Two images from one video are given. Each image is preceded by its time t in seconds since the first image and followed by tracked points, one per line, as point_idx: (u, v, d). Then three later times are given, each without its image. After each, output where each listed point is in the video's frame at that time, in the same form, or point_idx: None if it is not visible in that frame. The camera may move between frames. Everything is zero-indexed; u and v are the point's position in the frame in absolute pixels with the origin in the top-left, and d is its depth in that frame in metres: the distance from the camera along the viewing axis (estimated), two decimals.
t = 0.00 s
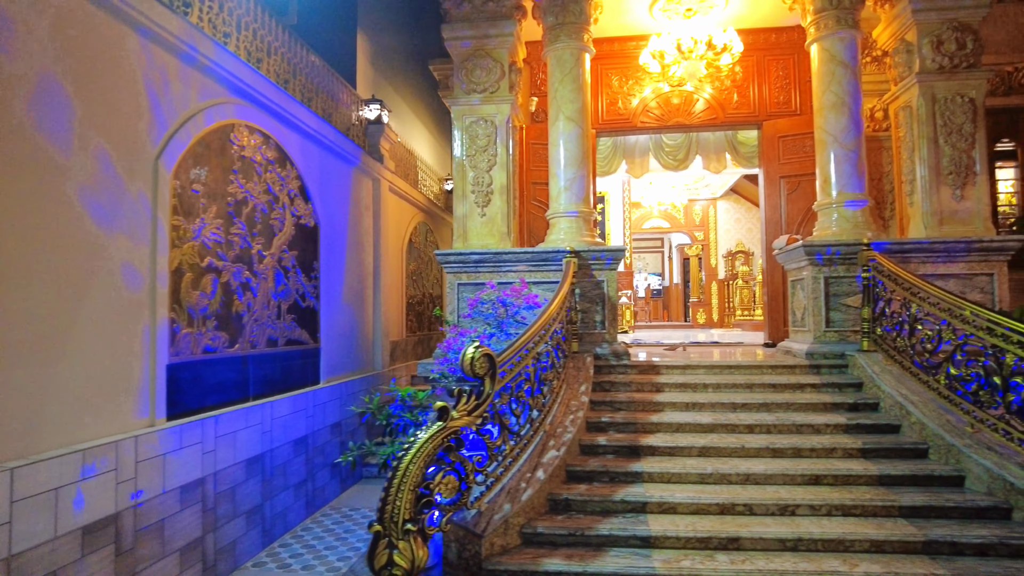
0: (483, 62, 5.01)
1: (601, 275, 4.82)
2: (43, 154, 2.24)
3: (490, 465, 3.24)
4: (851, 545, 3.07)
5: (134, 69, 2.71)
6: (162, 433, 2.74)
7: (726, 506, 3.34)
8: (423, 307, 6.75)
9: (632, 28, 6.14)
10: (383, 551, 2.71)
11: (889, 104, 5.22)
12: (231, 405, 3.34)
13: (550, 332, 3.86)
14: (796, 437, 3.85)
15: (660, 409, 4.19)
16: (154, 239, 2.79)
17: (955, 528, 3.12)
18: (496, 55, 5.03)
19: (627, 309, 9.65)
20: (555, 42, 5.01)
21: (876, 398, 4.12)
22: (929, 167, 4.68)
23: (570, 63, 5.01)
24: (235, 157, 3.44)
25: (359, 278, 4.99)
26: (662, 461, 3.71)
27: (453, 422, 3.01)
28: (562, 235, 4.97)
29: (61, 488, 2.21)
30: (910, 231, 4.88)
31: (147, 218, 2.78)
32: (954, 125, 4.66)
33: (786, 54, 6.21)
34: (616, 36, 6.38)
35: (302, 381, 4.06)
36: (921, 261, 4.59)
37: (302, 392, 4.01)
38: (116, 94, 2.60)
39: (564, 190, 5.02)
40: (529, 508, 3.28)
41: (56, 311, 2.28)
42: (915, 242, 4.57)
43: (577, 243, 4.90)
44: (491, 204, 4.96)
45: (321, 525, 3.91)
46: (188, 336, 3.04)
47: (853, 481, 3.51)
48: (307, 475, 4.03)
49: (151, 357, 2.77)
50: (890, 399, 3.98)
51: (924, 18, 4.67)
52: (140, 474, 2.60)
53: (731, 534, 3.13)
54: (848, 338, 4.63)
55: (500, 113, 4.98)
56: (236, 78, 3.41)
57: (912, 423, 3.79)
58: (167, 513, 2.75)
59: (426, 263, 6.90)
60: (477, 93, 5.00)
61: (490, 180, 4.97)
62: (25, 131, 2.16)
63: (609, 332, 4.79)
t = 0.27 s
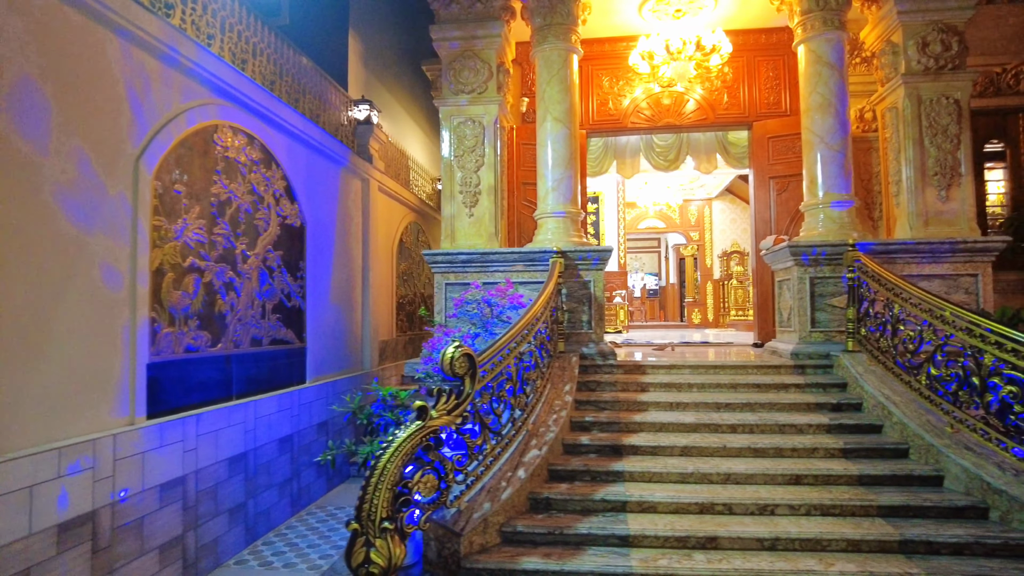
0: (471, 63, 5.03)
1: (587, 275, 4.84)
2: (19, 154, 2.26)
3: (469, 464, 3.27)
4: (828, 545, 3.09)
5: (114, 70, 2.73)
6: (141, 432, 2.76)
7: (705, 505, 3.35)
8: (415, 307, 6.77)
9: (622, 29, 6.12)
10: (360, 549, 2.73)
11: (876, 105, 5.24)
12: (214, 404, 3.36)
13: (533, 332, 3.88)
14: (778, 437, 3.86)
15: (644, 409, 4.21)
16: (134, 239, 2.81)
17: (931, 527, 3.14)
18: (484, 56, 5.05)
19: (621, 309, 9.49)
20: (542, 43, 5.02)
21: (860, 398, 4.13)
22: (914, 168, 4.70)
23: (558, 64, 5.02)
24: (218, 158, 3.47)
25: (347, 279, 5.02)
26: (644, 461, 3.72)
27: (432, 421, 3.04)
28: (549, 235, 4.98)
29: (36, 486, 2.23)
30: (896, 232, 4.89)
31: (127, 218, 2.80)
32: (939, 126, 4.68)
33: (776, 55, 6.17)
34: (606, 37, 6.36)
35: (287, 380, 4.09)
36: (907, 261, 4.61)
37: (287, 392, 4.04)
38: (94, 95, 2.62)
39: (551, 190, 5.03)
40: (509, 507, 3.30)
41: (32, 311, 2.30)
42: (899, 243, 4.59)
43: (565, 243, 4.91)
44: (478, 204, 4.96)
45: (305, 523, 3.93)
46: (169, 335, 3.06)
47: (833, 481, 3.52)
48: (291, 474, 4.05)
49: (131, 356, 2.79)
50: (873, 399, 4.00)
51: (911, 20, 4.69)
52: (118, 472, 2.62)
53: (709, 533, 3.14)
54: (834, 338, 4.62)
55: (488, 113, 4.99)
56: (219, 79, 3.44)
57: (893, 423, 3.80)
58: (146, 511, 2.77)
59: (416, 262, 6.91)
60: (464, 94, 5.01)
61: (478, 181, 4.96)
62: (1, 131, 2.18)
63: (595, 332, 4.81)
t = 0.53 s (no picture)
0: (458, 61, 5.03)
1: (573, 274, 4.83)
2: None
3: (448, 461, 3.28)
4: (805, 543, 3.10)
5: (91, 68, 2.74)
6: (117, 428, 2.77)
7: (684, 503, 3.36)
8: (404, 305, 6.77)
9: (612, 27, 6.11)
10: (336, 545, 2.74)
11: (864, 104, 5.24)
12: (195, 400, 3.38)
13: (516, 330, 3.89)
14: (759, 435, 3.86)
15: (627, 407, 4.21)
16: (111, 236, 2.82)
17: (907, 525, 3.16)
18: (471, 55, 5.04)
19: (615, 307, 9.23)
20: (529, 42, 5.02)
21: (842, 397, 4.13)
22: (899, 167, 4.71)
23: (545, 62, 5.01)
24: (200, 155, 3.48)
25: (333, 276, 5.03)
26: (625, 458, 3.74)
27: (410, 419, 3.05)
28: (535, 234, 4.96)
29: (8, 481, 2.24)
30: (882, 231, 4.89)
31: (104, 215, 2.82)
32: (925, 125, 4.68)
33: (764, 55, 6.17)
34: (596, 36, 6.34)
35: (270, 377, 4.11)
36: (892, 261, 4.61)
37: (270, 389, 4.06)
38: (70, 92, 2.63)
39: (537, 189, 5.00)
40: (488, 504, 3.31)
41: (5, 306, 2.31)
42: (885, 243, 4.57)
43: (552, 241, 4.89)
44: (465, 202, 4.95)
45: (288, 520, 3.95)
46: (149, 332, 3.07)
47: (813, 479, 3.53)
48: (275, 471, 4.06)
49: (108, 352, 2.81)
50: (855, 397, 4.00)
51: (896, 19, 4.70)
52: (93, 468, 2.63)
53: (686, 530, 3.15)
54: (818, 337, 4.61)
55: (475, 112, 4.99)
56: (200, 77, 3.45)
57: (875, 422, 3.81)
58: (123, 506, 2.78)
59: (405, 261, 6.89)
60: (451, 92, 5.01)
61: (464, 179, 4.96)
62: None
63: (581, 330, 4.81)
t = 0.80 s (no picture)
0: (443, 60, 5.02)
1: (556, 273, 4.83)
2: None
3: (423, 459, 3.30)
4: (777, 541, 3.11)
5: (64, 67, 2.75)
6: (90, 425, 2.79)
7: (659, 501, 3.37)
8: (392, 303, 6.77)
9: (599, 26, 6.07)
10: (308, 541, 2.79)
11: (847, 105, 5.26)
12: (172, 398, 3.40)
13: (495, 328, 3.90)
14: (738, 433, 3.86)
15: (607, 405, 4.22)
16: (85, 234, 2.84)
17: (879, 523, 3.17)
18: (456, 53, 5.04)
19: (607, 306, 9.15)
20: (514, 41, 5.01)
21: (822, 395, 4.13)
22: (882, 167, 4.71)
23: (529, 61, 5.00)
24: (178, 154, 3.50)
25: (318, 275, 5.06)
26: (603, 456, 3.75)
27: (383, 417, 3.07)
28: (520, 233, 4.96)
29: None
30: (865, 230, 4.89)
31: (79, 213, 2.83)
32: (907, 125, 4.69)
33: (750, 54, 6.17)
34: (584, 35, 6.30)
35: (251, 376, 4.15)
36: (873, 260, 4.62)
37: (250, 387, 4.08)
38: (42, 91, 2.64)
39: (522, 187, 5.00)
40: (463, 501, 3.33)
41: None
42: (867, 243, 4.57)
43: (536, 240, 4.91)
44: (449, 201, 4.94)
45: (268, 517, 3.97)
46: (125, 329, 3.08)
47: (788, 478, 3.53)
48: (255, 469, 4.09)
49: (81, 349, 2.82)
50: (834, 396, 4.00)
51: (879, 18, 4.71)
52: (65, 465, 2.64)
53: (659, 528, 3.17)
54: (800, 336, 4.61)
55: (459, 110, 4.98)
56: (178, 76, 3.46)
57: (853, 421, 3.81)
58: (96, 503, 2.80)
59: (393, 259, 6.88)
60: (436, 90, 5.00)
61: (449, 178, 4.95)
62: None
63: (564, 329, 4.82)
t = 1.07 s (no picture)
0: (426, 60, 5.02)
1: (539, 273, 4.83)
2: None
3: (398, 458, 3.32)
4: (750, 540, 3.12)
5: (36, 67, 2.75)
6: (62, 425, 2.79)
7: (634, 500, 3.39)
8: (378, 302, 6.76)
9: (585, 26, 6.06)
10: (280, 541, 2.83)
11: (830, 105, 5.29)
12: (149, 397, 3.41)
13: (474, 328, 3.91)
14: (715, 433, 3.87)
15: (587, 404, 4.23)
16: (57, 234, 2.84)
17: (852, 523, 3.19)
18: (439, 53, 5.04)
19: (598, 305, 9.22)
20: (498, 41, 5.02)
21: (801, 395, 4.13)
22: (864, 167, 4.72)
23: (513, 61, 5.00)
24: (156, 154, 3.50)
25: (301, 274, 5.08)
26: (580, 455, 3.76)
27: (357, 417, 3.08)
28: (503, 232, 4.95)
29: None
30: (847, 230, 4.89)
31: (51, 213, 2.83)
32: (888, 125, 4.71)
33: (738, 53, 6.11)
34: (570, 35, 6.28)
35: (231, 375, 4.17)
36: (854, 260, 4.61)
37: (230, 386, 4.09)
38: (13, 91, 2.64)
39: (505, 187, 5.00)
40: (438, 501, 3.35)
41: None
42: (848, 243, 4.55)
43: (519, 240, 4.90)
44: (433, 200, 4.94)
45: (247, 516, 3.98)
46: (99, 329, 3.09)
47: (764, 478, 3.54)
48: (235, 468, 4.10)
49: (54, 349, 2.82)
50: (812, 396, 4.01)
51: (861, 19, 4.73)
52: (36, 464, 2.65)
53: (633, 528, 3.18)
54: (781, 335, 4.60)
55: (443, 110, 4.99)
56: (156, 76, 3.47)
57: (830, 421, 3.82)
58: (69, 503, 2.81)
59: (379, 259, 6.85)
60: (419, 90, 5.01)
61: (432, 177, 4.95)
62: None
63: (547, 329, 4.81)
